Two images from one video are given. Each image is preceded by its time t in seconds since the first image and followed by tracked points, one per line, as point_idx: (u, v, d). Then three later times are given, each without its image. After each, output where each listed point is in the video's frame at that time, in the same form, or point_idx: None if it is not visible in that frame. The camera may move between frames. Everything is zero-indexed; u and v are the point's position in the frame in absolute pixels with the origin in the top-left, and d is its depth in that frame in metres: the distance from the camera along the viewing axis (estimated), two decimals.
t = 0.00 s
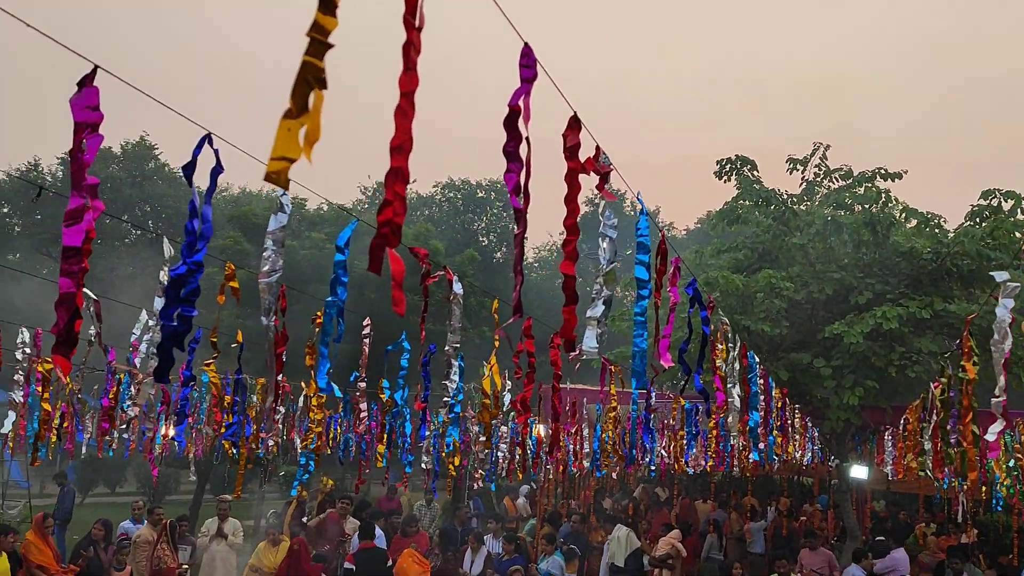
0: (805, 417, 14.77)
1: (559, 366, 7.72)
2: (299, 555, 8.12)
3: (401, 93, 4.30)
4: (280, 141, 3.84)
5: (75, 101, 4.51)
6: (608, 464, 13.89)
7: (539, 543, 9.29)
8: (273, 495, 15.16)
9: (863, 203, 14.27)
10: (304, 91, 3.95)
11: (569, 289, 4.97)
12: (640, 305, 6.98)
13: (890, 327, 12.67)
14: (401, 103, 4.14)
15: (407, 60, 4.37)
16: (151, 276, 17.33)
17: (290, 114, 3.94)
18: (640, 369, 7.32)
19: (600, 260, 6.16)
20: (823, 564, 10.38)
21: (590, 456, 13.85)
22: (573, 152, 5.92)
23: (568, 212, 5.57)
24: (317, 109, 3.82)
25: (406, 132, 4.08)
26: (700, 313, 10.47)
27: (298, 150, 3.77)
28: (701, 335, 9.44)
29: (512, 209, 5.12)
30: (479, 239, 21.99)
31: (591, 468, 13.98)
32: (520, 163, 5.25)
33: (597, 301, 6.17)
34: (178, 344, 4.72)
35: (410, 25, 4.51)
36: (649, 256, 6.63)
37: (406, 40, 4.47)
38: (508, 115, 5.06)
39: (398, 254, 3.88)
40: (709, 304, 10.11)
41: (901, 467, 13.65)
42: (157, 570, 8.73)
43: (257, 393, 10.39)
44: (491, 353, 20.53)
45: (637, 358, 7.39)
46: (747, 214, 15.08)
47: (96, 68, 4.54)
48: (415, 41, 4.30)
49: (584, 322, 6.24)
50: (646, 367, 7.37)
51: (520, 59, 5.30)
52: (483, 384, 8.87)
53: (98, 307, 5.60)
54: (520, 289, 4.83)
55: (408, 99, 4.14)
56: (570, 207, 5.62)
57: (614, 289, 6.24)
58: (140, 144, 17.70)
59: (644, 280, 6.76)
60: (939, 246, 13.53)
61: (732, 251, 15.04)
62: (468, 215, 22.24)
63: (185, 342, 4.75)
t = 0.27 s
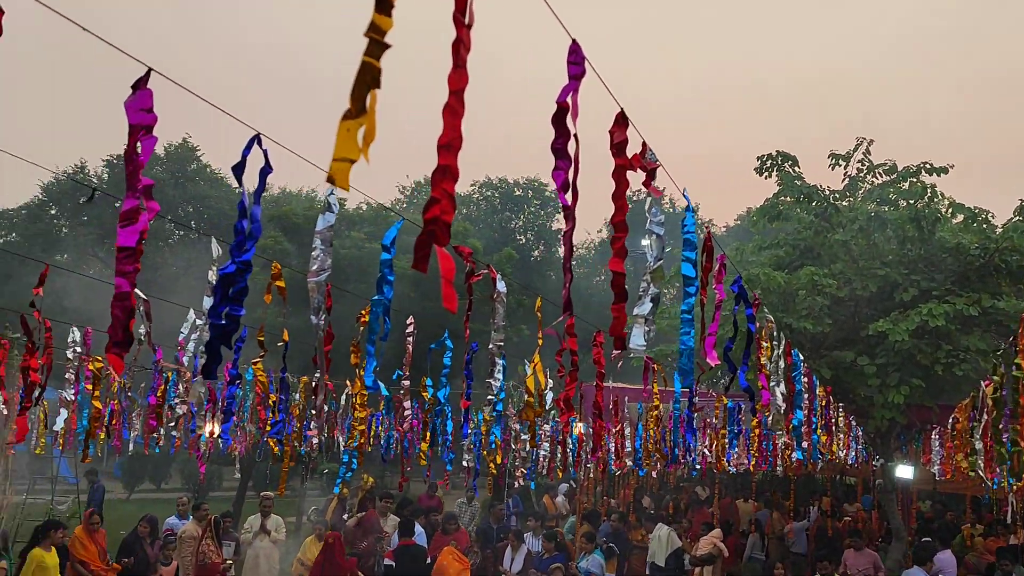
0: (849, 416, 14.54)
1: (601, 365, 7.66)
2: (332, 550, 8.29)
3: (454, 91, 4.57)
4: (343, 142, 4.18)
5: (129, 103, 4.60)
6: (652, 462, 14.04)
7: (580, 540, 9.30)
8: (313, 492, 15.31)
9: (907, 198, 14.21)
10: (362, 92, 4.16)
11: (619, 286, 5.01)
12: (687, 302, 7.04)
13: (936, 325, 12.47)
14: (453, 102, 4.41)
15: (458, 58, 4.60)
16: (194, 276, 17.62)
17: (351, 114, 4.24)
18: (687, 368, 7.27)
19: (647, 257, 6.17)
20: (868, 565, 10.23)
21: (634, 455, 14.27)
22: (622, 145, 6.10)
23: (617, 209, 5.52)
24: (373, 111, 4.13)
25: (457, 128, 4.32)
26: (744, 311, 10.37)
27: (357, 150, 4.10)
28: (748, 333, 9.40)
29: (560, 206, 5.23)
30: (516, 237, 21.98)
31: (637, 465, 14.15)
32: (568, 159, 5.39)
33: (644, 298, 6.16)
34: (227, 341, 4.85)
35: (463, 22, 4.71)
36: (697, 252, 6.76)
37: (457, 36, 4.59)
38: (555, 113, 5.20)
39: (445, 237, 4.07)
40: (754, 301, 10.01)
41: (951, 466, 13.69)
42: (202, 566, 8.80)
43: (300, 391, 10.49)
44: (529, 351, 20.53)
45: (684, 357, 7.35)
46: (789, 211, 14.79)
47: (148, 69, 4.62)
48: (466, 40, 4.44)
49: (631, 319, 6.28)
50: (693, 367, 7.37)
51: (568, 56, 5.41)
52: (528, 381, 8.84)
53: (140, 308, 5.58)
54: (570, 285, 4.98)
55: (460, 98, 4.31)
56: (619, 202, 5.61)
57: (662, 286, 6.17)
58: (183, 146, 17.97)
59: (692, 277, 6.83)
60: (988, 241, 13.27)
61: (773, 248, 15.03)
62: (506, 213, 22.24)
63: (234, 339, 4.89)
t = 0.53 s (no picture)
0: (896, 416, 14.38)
1: (644, 363, 7.63)
2: (368, 547, 8.31)
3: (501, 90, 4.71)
4: (400, 142, 4.33)
5: (184, 106, 4.66)
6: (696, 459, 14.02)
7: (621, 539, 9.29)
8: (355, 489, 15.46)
9: (954, 192, 13.76)
10: (419, 94, 4.36)
11: (668, 283, 5.02)
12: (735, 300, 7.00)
13: (985, 321, 12.27)
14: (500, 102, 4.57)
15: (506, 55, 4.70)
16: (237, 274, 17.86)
17: (409, 114, 4.38)
18: (735, 367, 7.24)
19: (694, 254, 6.19)
20: (916, 566, 10.08)
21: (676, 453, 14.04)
22: (669, 143, 6.15)
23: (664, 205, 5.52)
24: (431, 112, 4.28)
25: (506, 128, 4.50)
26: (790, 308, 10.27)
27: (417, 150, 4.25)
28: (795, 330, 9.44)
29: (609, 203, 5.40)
30: (554, 235, 21.95)
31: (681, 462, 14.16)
32: (617, 157, 5.47)
33: (692, 296, 6.15)
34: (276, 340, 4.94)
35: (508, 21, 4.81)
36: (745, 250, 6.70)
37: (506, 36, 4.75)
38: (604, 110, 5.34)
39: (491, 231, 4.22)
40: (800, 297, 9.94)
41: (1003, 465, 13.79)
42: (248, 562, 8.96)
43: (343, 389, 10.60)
44: (569, 349, 20.50)
45: (731, 356, 7.31)
46: (832, 206, 14.60)
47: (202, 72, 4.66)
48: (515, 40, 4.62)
49: (680, 318, 6.17)
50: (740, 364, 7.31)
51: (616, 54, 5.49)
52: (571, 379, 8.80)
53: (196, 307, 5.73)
54: (620, 284, 5.16)
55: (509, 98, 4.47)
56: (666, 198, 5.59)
57: (709, 283, 6.21)
58: (225, 147, 18.24)
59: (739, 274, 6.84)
60: None
61: (815, 244, 14.68)
62: (544, 211, 22.23)
63: (283, 338, 5.03)
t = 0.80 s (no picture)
0: (945, 412, 14.23)
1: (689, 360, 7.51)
2: (405, 544, 8.41)
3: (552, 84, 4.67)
4: (457, 139, 4.32)
5: (234, 106, 4.71)
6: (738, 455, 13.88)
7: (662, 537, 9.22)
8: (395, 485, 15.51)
9: (1004, 183, 13.63)
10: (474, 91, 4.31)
11: (717, 281, 4.96)
12: (782, 295, 6.86)
13: None
14: (553, 95, 4.51)
15: (557, 50, 4.74)
16: (275, 271, 17.97)
17: (464, 109, 4.35)
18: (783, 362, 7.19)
19: (742, 249, 6.03)
20: (965, 566, 9.87)
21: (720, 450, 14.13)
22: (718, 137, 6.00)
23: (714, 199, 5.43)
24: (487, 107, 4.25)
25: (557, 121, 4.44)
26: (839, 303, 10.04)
27: (474, 146, 4.25)
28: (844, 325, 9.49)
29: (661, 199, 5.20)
30: (593, 230, 21.84)
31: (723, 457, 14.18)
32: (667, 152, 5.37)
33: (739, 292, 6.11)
34: (325, 338, 4.93)
35: (559, 14, 4.80)
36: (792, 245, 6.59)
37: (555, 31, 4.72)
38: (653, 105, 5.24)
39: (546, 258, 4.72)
40: (848, 293, 9.74)
41: None
42: (290, 558, 9.01)
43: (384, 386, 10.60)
44: (608, 345, 20.38)
45: (780, 351, 7.23)
46: (876, 199, 14.28)
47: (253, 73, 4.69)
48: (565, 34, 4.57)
49: (726, 312, 6.21)
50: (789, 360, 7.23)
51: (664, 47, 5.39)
52: (616, 375, 8.67)
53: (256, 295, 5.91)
54: (672, 280, 5.02)
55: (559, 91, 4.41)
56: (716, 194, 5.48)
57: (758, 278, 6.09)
58: (264, 145, 18.35)
59: (787, 269, 6.70)
60: None
61: (860, 238, 14.49)
62: (582, 206, 22.05)
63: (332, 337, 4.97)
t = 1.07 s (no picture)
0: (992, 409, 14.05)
1: (733, 358, 7.51)
2: (443, 541, 8.45)
3: (598, 81, 4.77)
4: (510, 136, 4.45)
5: (283, 106, 4.83)
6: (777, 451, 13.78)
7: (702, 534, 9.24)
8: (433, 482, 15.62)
9: None
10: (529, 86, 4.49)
11: (764, 277, 4.93)
12: (830, 290, 6.82)
13: None
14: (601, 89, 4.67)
15: (606, 47, 4.91)
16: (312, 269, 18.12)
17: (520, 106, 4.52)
18: (830, 361, 6.97)
19: (789, 246, 5.93)
20: (1013, 565, 9.71)
21: (761, 446, 14.06)
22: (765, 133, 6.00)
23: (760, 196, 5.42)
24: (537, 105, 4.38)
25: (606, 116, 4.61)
26: (886, 299, 9.89)
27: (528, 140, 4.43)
28: (891, 320, 9.51)
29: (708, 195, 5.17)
30: (629, 226, 21.80)
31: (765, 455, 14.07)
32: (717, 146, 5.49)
33: (785, 288, 6.07)
34: (374, 335, 4.96)
35: (607, 13, 4.95)
36: (840, 240, 6.51)
37: (604, 28, 4.93)
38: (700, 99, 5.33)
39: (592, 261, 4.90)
40: (895, 288, 9.60)
41: None
42: (331, 554, 9.16)
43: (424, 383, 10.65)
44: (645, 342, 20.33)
45: (827, 350, 7.03)
46: (919, 193, 14.12)
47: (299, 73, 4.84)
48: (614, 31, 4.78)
49: (773, 309, 6.23)
50: (836, 360, 7.03)
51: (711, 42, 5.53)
52: (659, 372, 8.62)
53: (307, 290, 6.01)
54: (721, 277, 5.01)
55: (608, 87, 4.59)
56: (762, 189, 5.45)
57: (805, 275, 6.01)
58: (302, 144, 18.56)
59: (835, 265, 6.60)
60: None
61: (902, 233, 14.46)
62: (618, 202, 21.98)
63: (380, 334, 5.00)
